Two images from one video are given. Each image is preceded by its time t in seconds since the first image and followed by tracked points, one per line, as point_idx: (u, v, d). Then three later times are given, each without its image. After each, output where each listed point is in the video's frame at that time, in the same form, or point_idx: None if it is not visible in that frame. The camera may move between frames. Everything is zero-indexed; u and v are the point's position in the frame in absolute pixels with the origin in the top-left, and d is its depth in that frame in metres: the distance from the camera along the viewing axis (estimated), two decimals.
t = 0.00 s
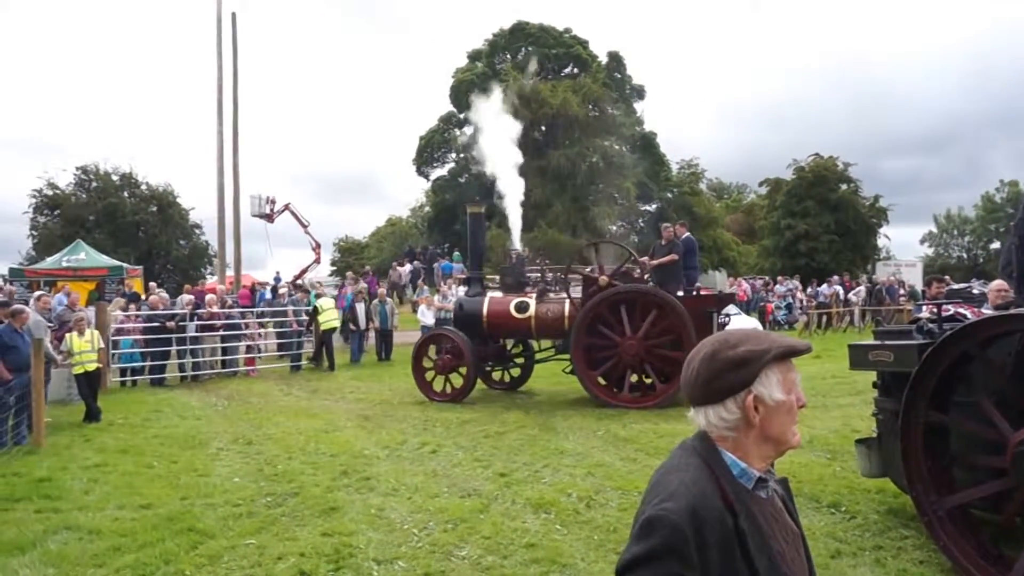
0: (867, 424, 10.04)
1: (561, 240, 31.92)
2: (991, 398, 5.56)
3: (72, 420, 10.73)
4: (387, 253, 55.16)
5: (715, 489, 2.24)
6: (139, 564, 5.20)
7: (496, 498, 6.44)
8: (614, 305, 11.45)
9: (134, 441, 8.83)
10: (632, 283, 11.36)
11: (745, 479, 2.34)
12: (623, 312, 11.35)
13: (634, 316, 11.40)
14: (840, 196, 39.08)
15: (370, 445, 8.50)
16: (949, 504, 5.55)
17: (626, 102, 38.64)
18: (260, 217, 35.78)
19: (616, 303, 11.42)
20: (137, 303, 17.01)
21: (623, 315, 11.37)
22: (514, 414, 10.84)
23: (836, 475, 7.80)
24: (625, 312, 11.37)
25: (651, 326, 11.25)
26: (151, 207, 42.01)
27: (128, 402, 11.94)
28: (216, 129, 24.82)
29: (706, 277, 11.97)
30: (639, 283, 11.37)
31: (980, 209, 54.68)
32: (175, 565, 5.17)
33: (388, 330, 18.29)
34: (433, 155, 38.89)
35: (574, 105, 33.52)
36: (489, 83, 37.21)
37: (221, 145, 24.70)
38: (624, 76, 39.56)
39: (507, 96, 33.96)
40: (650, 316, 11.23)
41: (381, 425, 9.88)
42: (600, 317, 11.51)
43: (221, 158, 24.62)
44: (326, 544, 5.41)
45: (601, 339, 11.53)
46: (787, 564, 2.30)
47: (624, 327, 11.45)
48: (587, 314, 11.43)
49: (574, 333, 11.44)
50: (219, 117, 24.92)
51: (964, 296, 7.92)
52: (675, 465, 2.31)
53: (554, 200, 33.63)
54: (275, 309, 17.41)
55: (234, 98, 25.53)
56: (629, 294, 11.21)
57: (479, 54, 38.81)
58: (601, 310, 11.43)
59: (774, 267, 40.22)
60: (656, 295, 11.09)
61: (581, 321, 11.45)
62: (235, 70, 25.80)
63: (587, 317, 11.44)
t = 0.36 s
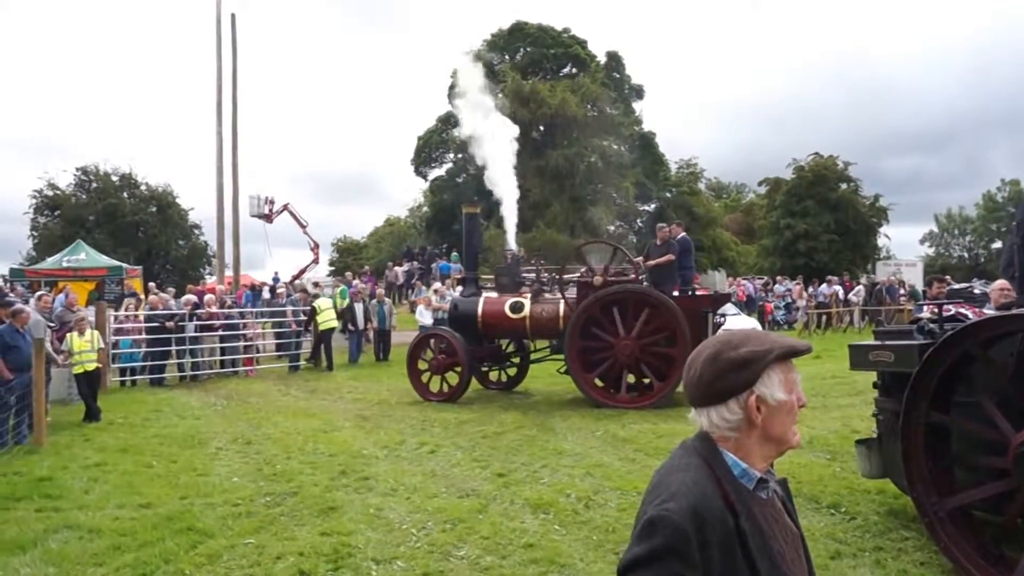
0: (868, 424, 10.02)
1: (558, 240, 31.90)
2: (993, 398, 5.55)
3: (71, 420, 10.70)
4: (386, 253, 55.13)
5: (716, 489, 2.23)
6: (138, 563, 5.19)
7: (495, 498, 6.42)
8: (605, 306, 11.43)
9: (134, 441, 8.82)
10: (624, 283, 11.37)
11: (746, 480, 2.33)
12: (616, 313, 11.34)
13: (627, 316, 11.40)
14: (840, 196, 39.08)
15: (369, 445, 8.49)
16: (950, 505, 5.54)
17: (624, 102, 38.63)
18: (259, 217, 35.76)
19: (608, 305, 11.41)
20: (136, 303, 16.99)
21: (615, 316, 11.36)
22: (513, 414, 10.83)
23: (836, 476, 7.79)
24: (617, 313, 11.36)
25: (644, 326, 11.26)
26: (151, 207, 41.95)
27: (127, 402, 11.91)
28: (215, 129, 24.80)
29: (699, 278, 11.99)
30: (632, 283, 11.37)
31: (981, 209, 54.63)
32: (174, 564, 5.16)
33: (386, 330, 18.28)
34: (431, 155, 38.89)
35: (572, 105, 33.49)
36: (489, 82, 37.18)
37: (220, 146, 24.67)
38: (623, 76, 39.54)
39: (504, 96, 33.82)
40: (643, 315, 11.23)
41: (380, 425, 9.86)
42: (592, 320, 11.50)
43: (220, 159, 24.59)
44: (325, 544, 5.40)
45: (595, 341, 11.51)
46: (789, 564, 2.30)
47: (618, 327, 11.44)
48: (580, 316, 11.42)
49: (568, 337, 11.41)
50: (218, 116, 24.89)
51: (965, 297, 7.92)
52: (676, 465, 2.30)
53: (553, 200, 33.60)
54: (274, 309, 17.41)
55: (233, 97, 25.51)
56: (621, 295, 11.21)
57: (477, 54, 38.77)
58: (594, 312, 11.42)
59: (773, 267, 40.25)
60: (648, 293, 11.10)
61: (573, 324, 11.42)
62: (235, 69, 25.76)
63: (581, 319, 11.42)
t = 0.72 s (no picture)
0: (865, 424, 10.05)
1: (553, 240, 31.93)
2: (992, 398, 5.57)
3: (69, 420, 10.68)
4: (383, 254, 55.07)
5: (716, 489, 2.24)
6: (135, 562, 5.19)
7: (491, 498, 6.44)
8: (596, 307, 11.45)
9: (131, 440, 8.82)
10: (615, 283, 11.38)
11: (745, 479, 2.35)
12: (607, 314, 11.36)
13: (618, 316, 11.41)
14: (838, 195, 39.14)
15: (366, 445, 8.50)
16: (949, 506, 5.56)
17: (621, 102, 38.64)
18: (256, 217, 35.74)
19: (598, 306, 11.43)
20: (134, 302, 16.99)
21: (606, 317, 11.37)
22: (510, 415, 10.85)
23: (833, 476, 7.82)
24: (608, 313, 11.37)
25: (636, 325, 11.27)
26: (148, 207, 41.92)
27: (124, 402, 11.91)
28: (212, 129, 24.79)
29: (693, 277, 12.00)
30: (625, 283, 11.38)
31: (979, 209, 54.68)
32: (172, 563, 5.17)
33: (383, 330, 18.29)
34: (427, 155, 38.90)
35: (568, 105, 33.48)
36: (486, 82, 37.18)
37: (217, 146, 24.65)
38: (619, 76, 39.55)
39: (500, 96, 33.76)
40: (635, 315, 11.25)
41: (377, 425, 9.86)
42: (583, 321, 11.52)
43: (217, 158, 24.56)
44: (322, 543, 5.41)
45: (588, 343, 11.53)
46: (789, 563, 2.31)
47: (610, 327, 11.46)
48: (572, 318, 11.43)
49: (561, 339, 11.42)
50: (215, 116, 24.88)
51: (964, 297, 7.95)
52: (675, 465, 2.32)
53: (549, 200, 33.62)
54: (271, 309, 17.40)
55: (230, 96, 25.51)
56: (610, 295, 11.22)
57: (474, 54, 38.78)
58: (585, 314, 11.43)
59: (771, 266, 40.33)
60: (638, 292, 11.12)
61: (565, 326, 11.43)
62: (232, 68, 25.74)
63: (573, 319, 11.43)
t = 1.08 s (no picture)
0: (860, 424, 10.07)
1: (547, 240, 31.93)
2: (987, 398, 5.60)
3: (65, 420, 10.67)
4: (377, 254, 55.01)
5: (713, 489, 2.25)
6: (131, 560, 5.19)
7: (486, 497, 6.44)
8: (587, 308, 11.46)
9: (126, 439, 8.82)
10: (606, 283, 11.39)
11: (740, 478, 2.36)
12: (598, 315, 11.37)
13: (610, 316, 11.43)
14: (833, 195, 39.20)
15: (361, 444, 8.51)
16: (944, 505, 5.58)
17: (615, 102, 38.66)
18: (251, 217, 35.70)
19: (589, 306, 11.45)
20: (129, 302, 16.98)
21: (598, 317, 11.39)
22: (505, 414, 10.85)
23: (828, 476, 7.84)
24: (600, 314, 11.39)
25: (628, 324, 11.29)
26: (143, 207, 41.86)
27: (120, 401, 11.90)
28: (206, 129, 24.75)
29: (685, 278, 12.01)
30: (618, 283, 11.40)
31: (975, 209, 54.74)
32: (168, 561, 5.17)
33: (377, 330, 18.28)
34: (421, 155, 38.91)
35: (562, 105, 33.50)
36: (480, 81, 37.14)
37: (211, 145, 24.62)
38: (614, 75, 39.55)
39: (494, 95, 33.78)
40: (626, 315, 11.27)
41: (372, 424, 9.86)
42: (575, 322, 11.54)
43: (211, 157, 24.53)
44: (318, 542, 5.42)
45: (579, 343, 11.55)
46: (783, 563, 2.32)
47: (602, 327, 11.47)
48: (564, 319, 11.44)
49: (553, 339, 11.43)
50: (209, 115, 24.83)
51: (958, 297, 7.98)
52: (670, 465, 2.32)
53: (544, 200, 33.62)
54: (266, 309, 17.40)
55: (224, 95, 25.47)
56: (601, 295, 11.24)
57: (468, 54, 38.80)
58: (576, 314, 11.44)
59: (766, 266, 40.41)
60: (629, 292, 11.14)
61: (557, 326, 11.45)
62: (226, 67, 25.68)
63: (564, 320, 11.45)
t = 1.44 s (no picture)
0: (852, 423, 10.13)
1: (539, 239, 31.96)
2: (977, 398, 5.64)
3: (57, 418, 10.66)
4: (369, 253, 54.98)
5: (705, 487, 2.28)
6: (125, 557, 5.20)
7: (480, 495, 6.46)
8: (579, 307, 11.50)
9: (119, 437, 8.81)
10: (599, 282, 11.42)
11: (733, 476, 2.39)
12: (590, 314, 11.41)
13: (601, 316, 11.47)
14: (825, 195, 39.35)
15: (354, 442, 8.52)
16: (934, 504, 5.62)
17: (607, 101, 38.70)
18: (243, 216, 35.66)
19: (581, 306, 11.48)
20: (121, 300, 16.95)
21: (590, 316, 11.42)
22: (498, 413, 10.87)
23: (820, 475, 7.88)
24: (591, 313, 11.43)
25: (620, 324, 11.33)
26: (134, 206, 41.76)
27: (112, 399, 11.88)
28: (198, 127, 24.71)
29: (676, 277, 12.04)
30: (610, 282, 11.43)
31: (966, 209, 54.95)
32: (163, 559, 5.17)
33: (370, 328, 18.28)
34: (413, 154, 38.93)
35: (554, 104, 33.56)
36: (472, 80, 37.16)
37: (203, 143, 24.58)
38: (606, 75, 39.59)
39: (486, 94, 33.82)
40: (618, 314, 11.31)
41: (365, 422, 9.87)
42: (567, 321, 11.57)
43: (203, 156, 24.49)
44: (312, 539, 5.43)
45: (571, 343, 11.57)
46: (775, 560, 2.35)
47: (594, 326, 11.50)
48: (555, 319, 11.47)
49: (544, 339, 11.46)
50: (201, 113, 24.79)
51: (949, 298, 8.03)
52: (664, 463, 2.35)
53: (536, 199, 33.65)
54: (258, 308, 17.39)
55: (215, 93, 25.42)
56: (592, 294, 11.28)
57: (460, 53, 38.83)
58: (568, 314, 11.47)
59: (757, 266, 40.53)
60: (621, 291, 11.18)
61: (549, 326, 11.48)
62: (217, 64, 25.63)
63: (556, 320, 11.48)
